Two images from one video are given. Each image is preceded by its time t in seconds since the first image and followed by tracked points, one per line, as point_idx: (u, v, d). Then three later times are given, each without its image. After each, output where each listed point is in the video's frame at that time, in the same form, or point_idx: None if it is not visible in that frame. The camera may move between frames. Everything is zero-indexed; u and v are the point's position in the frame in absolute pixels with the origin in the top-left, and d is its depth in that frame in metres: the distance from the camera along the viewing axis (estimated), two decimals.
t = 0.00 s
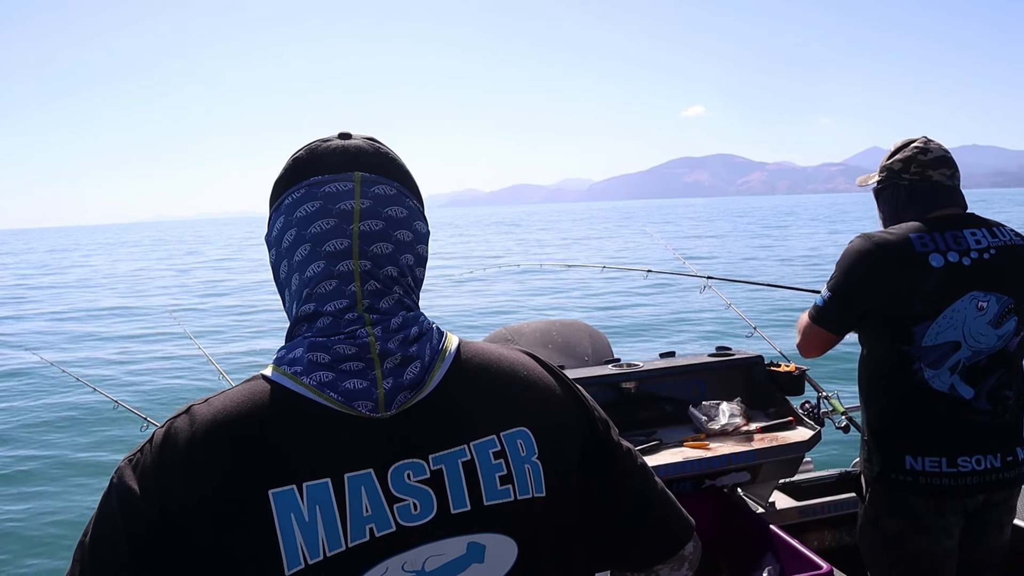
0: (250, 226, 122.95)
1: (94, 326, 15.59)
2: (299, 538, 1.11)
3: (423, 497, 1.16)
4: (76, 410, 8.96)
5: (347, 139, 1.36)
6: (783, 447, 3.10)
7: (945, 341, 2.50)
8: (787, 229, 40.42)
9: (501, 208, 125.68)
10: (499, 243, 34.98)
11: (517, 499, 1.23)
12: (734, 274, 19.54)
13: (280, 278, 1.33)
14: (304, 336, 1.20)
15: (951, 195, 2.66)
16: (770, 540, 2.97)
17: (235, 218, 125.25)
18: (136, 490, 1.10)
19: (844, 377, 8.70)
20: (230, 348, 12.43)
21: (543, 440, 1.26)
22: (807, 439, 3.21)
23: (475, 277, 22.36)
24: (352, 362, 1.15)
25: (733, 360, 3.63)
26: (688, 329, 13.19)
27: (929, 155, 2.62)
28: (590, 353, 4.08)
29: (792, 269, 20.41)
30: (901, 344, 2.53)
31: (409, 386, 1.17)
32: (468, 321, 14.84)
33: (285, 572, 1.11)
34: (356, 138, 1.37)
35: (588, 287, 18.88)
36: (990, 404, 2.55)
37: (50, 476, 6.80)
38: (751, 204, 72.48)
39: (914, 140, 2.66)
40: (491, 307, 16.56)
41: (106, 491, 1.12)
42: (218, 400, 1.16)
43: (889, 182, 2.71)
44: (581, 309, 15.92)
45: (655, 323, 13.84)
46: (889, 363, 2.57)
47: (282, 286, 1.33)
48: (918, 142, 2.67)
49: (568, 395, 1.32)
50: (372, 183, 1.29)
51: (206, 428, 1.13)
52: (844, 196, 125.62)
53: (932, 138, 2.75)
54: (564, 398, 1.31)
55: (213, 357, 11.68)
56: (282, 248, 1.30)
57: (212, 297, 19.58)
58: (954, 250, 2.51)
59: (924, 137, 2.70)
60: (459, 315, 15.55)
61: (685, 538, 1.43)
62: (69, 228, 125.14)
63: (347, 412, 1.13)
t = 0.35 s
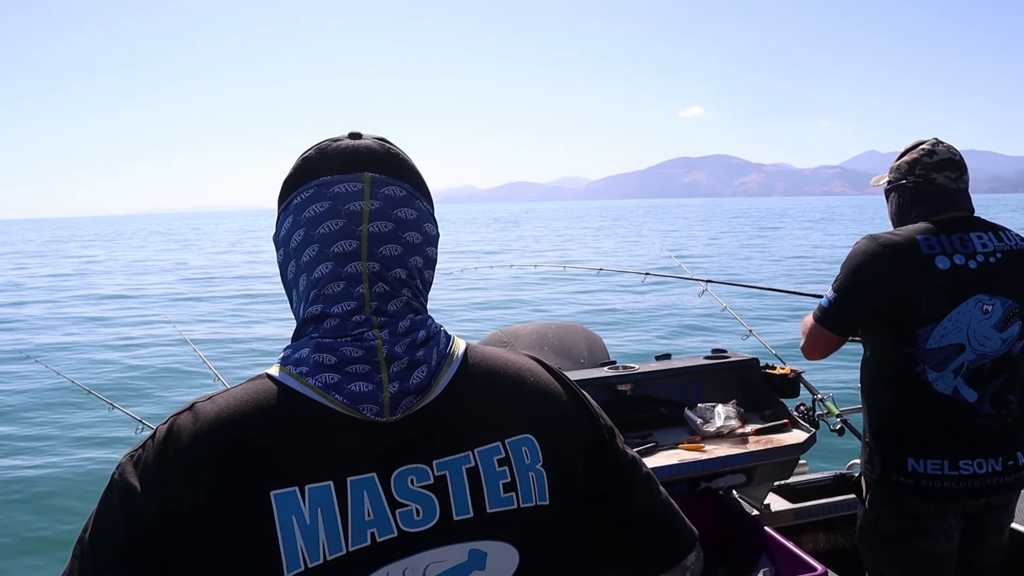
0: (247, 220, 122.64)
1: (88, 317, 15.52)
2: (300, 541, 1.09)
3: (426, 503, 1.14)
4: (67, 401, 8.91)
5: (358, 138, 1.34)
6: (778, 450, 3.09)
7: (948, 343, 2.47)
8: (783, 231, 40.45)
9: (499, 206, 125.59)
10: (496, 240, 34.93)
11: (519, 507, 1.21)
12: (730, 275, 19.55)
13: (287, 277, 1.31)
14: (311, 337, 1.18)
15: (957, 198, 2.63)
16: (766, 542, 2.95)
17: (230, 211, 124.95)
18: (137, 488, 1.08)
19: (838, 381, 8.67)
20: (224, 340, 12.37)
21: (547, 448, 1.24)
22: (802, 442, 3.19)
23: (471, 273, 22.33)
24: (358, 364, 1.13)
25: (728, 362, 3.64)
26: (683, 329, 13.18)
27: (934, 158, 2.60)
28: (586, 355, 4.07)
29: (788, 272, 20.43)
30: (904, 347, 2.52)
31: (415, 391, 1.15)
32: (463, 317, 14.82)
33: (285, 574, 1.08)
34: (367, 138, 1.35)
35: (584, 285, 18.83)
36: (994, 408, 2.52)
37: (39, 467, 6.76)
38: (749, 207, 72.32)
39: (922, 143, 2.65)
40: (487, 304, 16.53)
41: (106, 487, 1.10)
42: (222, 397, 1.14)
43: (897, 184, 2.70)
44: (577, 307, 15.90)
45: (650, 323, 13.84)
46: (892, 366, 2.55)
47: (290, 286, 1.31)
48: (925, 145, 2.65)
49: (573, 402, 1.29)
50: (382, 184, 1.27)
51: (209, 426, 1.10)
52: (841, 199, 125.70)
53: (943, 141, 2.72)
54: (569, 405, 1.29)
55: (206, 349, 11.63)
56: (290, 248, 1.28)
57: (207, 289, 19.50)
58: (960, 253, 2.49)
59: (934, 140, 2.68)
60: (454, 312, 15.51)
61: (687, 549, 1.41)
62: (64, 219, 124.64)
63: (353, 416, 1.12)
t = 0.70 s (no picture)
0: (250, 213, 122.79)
1: (90, 310, 15.53)
2: (299, 546, 1.09)
3: (426, 509, 1.14)
4: (69, 394, 8.92)
5: (352, 138, 1.32)
6: (781, 453, 3.06)
7: (950, 350, 2.45)
8: (787, 228, 40.30)
9: (502, 201, 125.47)
10: (499, 236, 34.90)
11: (522, 513, 1.19)
12: (734, 272, 19.48)
13: (288, 281, 1.32)
14: (310, 341, 1.18)
15: (959, 203, 2.61)
16: (768, 546, 2.94)
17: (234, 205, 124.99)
18: (137, 490, 1.07)
19: (840, 381, 8.68)
20: (227, 332, 12.38)
21: (552, 453, 1.22)
22: (805, 446, 3.16)
23: (474, 268, 22.29)
24: (359, 367, 1.12)
25: (731, 365, 3.62)
26: (685, 325, 13.13)
27: (935, 163, 2.58)
28: (588, 357, 4.06)
29: (792, 269, 20.35)
30: (907, 353, 2.49)
31: (417, 395, 1.14)
32: (466, 312, 14.79)
33: None
34: (361, 137, 1.33)
35: (585, 279, 18.84)
36: (995, 415, 2.50)
37: (41, 459, 6.76)
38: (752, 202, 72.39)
39: (922, 148, 2.63)
40: (489, 299, 16.51)
41: (108, 489, 1.10)
42: (224, 399, 1.14)
43: (897, 189, 2.67)
44: (579, 303, 15.87)
45: (653, 319, 13.80)
46: (895, 372, 2.52)
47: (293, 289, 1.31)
48: (925, 150, 2.63)
49: (579, 407, 1.26)
50: (365, 185, 1.24)
51: (211, 428, 1.10)
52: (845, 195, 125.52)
53: (942, 146, 2.71)
54: (575, 409, 1.25)
55: (208, 341, 11.63)
56: (286, 253, 1.29)
57: (210, 283, 19.51)
58: (962, 259, 2.47)
59: (933, 145, 2.66)
60: (457, 307, 15.50)
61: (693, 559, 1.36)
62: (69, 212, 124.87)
63: (353, 420, 1.11)
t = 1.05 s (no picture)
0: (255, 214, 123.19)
1: (99, 309, 15.59)
2: (296, 542, 1.10)
3: (423, 505, 1.14)
4: (77, 389, 8.95)
5: (352, 137, 1.34)
6: (785, 457, 3.04)
7: (945, 354, 2.43)
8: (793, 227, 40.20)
9: (506, 200, 125.51)
10: (504, 235, 34.92)
11: (519, 510, 1.20)
12: (739, 271, 19.43)
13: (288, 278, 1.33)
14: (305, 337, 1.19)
15: (954, 209, 2.60)
16: (772, 550, 2.91)
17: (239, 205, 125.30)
18: (135, 488, 1.09)
19: (844, 382, 8.68)
20: (232, 328, 12.44)
21: (549, 449, 1.22)
22: (809, 449, 3.14)
23: (479, 267, 22.29)
24: (355, 365, 1.12)
25: (736, 368, 3.60)
26: (691, 324, 13.11)
27: (931, 168, 2.58)
28: (593, 357, 4.05)
29: (798, 269, 20.28)
30: (903, 357, 2.48)
31: (412, 392, 1.14)
32: (471, 312, 14.80)
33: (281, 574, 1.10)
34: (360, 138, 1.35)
35: (589, 278, 18.86)
36: (993, 419, 2.48)
37: (48, 453, 6.79)
38: (754, 201, 72.48)
39: (917, 154, 2.63)
40: (495, 299, 16.51)
41: (107, 487, 1.11)
42: (220, 397, 1.15)
43: (893, 195, 2.66)
44: (584, 303, 15.86)
45: (658, 318, 13.78)
46: (891, 376, 2.51)
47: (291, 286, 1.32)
48: (920, 157, 2.63)
49: (575, 403, 1.26)
50: (358, 181, 1.26)
51: (206, 426, 1.11)
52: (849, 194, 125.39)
53: (935, 153, 2.71)
54: (571, 405, 1.25)
55: (215, 339, 11.65)
56: (285, 249, 1.31)
57: (217, 282, 19.57)
58: (956, 263, 2.46)
59: (927, 152, 2.66)
60: (462, 306, 15.51)
61: (692, 553, 1.37)
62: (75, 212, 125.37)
63: (349, 417, 1.11)
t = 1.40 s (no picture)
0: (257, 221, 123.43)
1: (103, 315, 15.62)
2: (291, 527, 1.09)
3: (415, 493, 1.13)
4: (82, 394, 8.97)
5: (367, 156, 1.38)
6: (789, 455, 3.03)
7: (945, 349, 2.42)
8: (796, 228, 40.13)
9: (508, 204, 125.59)
10: (507, 239, 34.94)
11: (511, 502, 1.19)
12: (743, 273, 19.41)
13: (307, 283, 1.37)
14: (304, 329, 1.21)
15: (952, 205, 2.57)
16: (776, 548, 2.90)
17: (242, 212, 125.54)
18: (135, 476, 1.09)
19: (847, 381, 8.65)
20: (234, 334, 12.42)
21: (542, 444, 1.22)
22: (814, 447, 3.12)
23: (483, 271, 22.30)
24: (350, 355, 1.12)
25: (740, 365, 3.59)
26: (694, 326, 13.09)
27: (929, 165, 2.55)
28: (597, 355, 4.05)
29: (801, 269, 20.24)
30: (904, 352, 2.46)
31: (408, 382, 1.14)
32: (475, 315, 14.80)
33: (275, 560, 1.08)
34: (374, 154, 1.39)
35: (592, 282, 18.85)
36: (993, 414, 2.47)
37: (54, 457, 6.80)
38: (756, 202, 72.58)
39: (915, 151, 2.60)
40: (498, 302, 16.51)
41: (107, 477, 1.11)
42: (219, 388, 1.14)
43: (891, 192, 2.64)
44: (588, 305, 15.84)
45: (661, 320, 13.76)
46: (893, 371, 2.50)
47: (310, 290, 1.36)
48: (917, 154, 2.61)
49: (570, 399, 1.26)
50: (354, 180, 1.28)
51: (202, 416, 1.10)
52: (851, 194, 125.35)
53: (932, 149, 2.69)
54: (566, 401, 1.25)
55: (218, 343, 11.65)
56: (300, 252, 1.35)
57: (220, 287, 19.59)
58: (955, 258, 2.44)
59: (924, 149, 2.64)
60: (466, 309, 15.51)
61: (689, 550, 1.38)
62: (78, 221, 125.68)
63: (345, 404, 1.11)
